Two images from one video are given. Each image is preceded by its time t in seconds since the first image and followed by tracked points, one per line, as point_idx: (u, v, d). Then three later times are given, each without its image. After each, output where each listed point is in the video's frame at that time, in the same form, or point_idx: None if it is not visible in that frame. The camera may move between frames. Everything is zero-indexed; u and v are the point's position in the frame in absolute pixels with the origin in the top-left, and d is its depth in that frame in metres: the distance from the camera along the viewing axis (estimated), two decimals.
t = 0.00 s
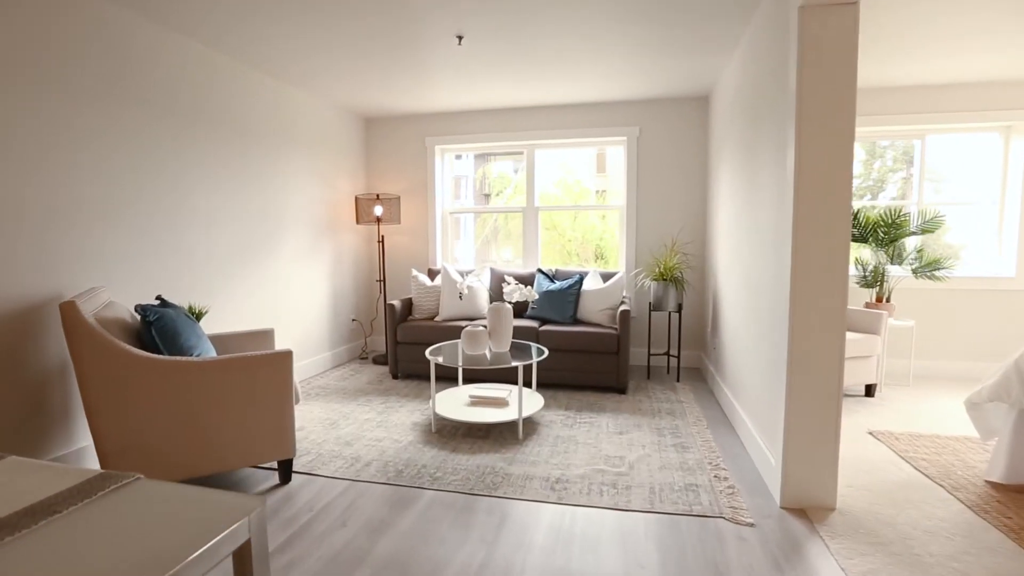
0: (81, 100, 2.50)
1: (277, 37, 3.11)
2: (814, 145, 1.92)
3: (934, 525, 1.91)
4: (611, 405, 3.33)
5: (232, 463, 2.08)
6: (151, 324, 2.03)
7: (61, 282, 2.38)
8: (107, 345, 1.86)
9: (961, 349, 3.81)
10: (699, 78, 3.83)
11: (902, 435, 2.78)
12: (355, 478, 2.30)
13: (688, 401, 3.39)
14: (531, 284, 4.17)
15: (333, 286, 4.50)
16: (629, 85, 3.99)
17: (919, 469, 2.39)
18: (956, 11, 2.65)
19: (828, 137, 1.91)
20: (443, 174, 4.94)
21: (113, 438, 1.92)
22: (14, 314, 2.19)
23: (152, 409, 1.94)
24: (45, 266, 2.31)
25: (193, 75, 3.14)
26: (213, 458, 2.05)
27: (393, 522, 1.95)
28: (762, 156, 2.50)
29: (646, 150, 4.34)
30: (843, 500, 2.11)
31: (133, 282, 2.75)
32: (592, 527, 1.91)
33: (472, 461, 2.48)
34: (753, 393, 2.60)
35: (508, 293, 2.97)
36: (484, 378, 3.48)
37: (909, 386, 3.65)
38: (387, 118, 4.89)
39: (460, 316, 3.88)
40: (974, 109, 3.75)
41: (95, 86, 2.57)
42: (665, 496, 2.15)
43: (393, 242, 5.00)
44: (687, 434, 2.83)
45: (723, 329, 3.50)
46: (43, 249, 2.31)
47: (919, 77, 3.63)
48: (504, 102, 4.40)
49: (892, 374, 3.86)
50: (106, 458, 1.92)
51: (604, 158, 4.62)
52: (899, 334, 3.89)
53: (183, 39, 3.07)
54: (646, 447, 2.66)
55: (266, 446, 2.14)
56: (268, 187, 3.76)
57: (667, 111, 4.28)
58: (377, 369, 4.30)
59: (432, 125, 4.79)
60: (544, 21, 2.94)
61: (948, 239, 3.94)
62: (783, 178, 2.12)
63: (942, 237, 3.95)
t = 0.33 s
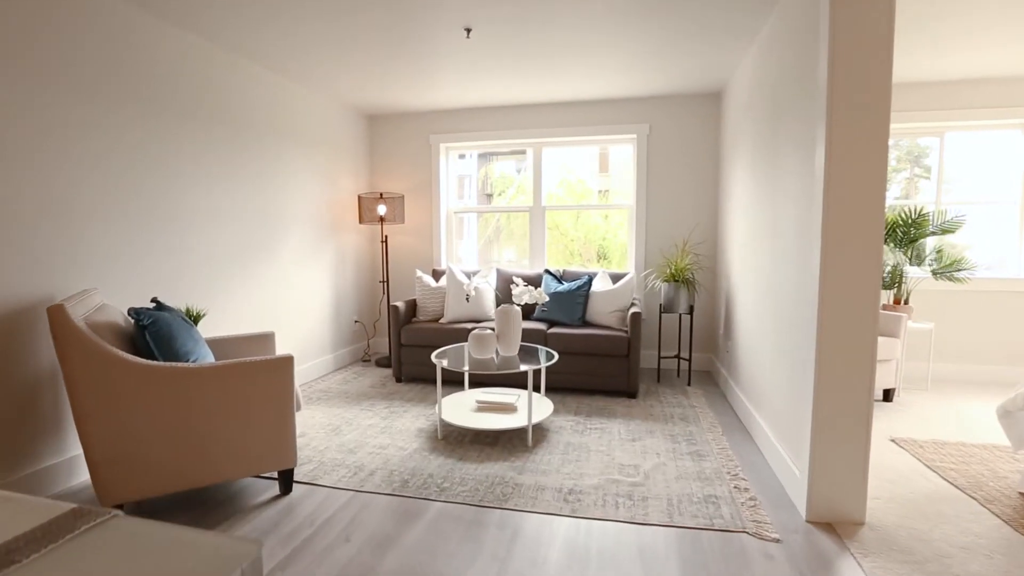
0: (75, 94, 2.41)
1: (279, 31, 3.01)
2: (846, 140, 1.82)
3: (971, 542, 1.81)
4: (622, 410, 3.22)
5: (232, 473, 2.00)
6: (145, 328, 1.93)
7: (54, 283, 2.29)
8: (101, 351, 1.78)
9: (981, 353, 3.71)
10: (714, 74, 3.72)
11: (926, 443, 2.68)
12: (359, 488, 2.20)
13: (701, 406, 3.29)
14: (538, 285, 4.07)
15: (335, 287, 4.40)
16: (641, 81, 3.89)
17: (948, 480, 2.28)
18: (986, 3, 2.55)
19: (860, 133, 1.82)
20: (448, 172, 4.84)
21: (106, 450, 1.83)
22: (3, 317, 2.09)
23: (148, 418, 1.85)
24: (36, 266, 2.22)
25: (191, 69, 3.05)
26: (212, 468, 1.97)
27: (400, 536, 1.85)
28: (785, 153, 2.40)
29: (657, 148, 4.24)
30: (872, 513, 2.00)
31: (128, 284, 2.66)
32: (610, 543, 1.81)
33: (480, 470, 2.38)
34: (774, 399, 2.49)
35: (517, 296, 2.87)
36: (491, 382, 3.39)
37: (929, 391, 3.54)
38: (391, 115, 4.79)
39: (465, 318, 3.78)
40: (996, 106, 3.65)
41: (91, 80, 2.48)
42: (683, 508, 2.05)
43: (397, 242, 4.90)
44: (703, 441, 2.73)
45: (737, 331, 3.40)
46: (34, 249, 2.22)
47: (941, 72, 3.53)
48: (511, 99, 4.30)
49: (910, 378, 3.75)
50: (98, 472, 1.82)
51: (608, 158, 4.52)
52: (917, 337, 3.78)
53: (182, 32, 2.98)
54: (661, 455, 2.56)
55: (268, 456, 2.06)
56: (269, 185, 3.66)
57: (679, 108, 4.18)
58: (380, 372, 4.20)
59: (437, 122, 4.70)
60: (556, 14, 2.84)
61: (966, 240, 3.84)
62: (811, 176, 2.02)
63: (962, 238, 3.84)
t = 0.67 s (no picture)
0: (69, 90, 2.32)
1: (279, 24, 2.91)
2: (878, 135, 1.72)
3: (1010, 560, 1.71)
4: (633, 415, 3.12)
5: (231, 486, 1.92)
6: (137, 333, 1.84)
7: (46, 285, 2.20)
8: (92, 359, 1.69)
9: (1002, 357, 3.60)
10: (728, 69, 3.61)
11: (952, 451, 2.58)
12: (363, 499, 2.10)
13: (715, 412, 3.19)
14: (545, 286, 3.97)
15: (336, 288, 4.31)
16: (651, 77, 3.79)
17: (979, 492, 2.17)
18: None
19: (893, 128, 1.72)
20: (452, 171, 4.74)
21: (97, 464, 1.73)
22: None
23: (142, 428, 1.77)
24: (26, 268, 2.12)
25: (189, 64, 2.95)
26: (210, 480, 1.89)
27: (407, 553, 1.75)
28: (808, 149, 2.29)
29: (666, 145, 4.14)
30: (903, 528, 1.90)
31: (123, 286, 2.56)
32: (628, 561, 1.71)
33: (489, 480, 2.28)
34: (795, 407, 2.39)
35: (526, 298, 2.76)
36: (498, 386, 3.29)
37: (948, 396, 3.44)
38: (394, 112, 4.69)
39: (471, 320, 3.68)
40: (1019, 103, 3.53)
41: (84, 73, 2.38)
42: (703, 522, 1.96)
43: (400, 242, 4.80)
44: (719, 449, 2.63)
45: (752, 335, 3.30)
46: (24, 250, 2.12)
47: (963, 68, 3.41)
48: (517, 96, 4.20)
49: (929, 382, 3.64)
50: (88, 487, 1.72)
51: (609, 157, 4.44)
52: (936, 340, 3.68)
53: (179, 25, 2.88)
54: (676, 464, 2.46)
55: (268, 466, 1.98)
56: (269, 184, 3.57)
57: (691, 105, 4.08)
58: (383, 375, 4.11)
59: (442, 120, 4.59)
60: (567, 6, 2.74)
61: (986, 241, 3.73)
62: (839, 174, 1.92)
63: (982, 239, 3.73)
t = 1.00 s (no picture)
0: (62, 83, 2.22)
1: (280, 16, 2.80)
2: (914, 128, 1.62)
3: None
4: (644, 421, 3.03)
5: (229, 498, 1.83)
6: (128, 338, 1.74)
7: (34, 287, 2.10)
8: (81, 366, 1.60)
9: None
10: (741, 64, 3.51)
11: (979, 460, 2.47)
12: (366, 512, 2.00)
13: (729, 417, 3.09)
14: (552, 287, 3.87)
15: (338, 289, 4.22)
16: (662, 72, 3.69)
17: (1011, 503, 2.07)
18: None
19: (929, 120, 1.62)
20: (455, 169, 4.65)
21: (86, 475, 1.64)
22: None
23: (133, 438, 1.68)
24: (14, 268, 2.03)
25: (186, 57, 2.85)
26: (208, 493, 1.79)
27: (413, 572, 1.65)
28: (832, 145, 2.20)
29: (676, 143, 4.04)
30: (936, 544, 1.80)
31: (116, 288, 2.46)
32: None
33: (497, 490, 2.18)
34: (817, 414, 2.29)
35: (535, 300, 2.67)
36: (504, 391, 3.20)
37: (969, 400, 3.33)
38: (397, 110, 4.60)
39: (477, 322, 3.59)
40: None
41: (76, 66, 2.28)
42: (725, 537, 1.86)
43: (403, 241, 4.70)
44: (735, 456, 2.53)
45: (766, 337, 3.20)
46: (12, 250, 2.02)
47: (985, 62, 3.31)
48: (522, 92, 4.10)
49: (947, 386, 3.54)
50: (78, 502, 1.63)
51: (610, 156, 4.34)
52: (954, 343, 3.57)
53: (177, 17, 2.79)
54: (692, 473, 2.36)
55: (267, 477, 1.88)
56: (269, 182, 3.48)
57: (701, 101, 3.97)
58: (386, 378, 4.01)
59: (445, 117, 4.50)
60: None
61: (1006, 241, 3.63)
62: (869, 170, 1.82)
63: (1001, 239, 3.63)
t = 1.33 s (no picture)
0: (50, 74, 2.13)
1: (278, 7, 2.70)
2: (952, 119, 1.53)
3: None
4: (655, 427, 2.93)
5: (223, 512, 1.73)
6: (116, 344, 1.64)
7: (20, 289, 2.00)
8: (64, 374, 1.50)
9: None
10: (753, 58, 3.41)
11: (1007, 469, 2.37)
12: (368, 526, 1.90)
13: (742, 423, 2.99)
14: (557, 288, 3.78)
15: (338, 290, 4.12)
16: (671, 67, 3.60)
17: None
18: None
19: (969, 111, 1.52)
20: (458, 167, 4.55)
21: (71, 489, 1.54)
22: None
23: (122, 449, 1.58)
24: None
25: (181, 50, 2.75)
26: (201, 507, 1.69)
27: None
28: (856, 141, 2.10)
29: (684, 140, 3.94)
30: (972, 561, 1.70)
31: (108, 289, 2.37)
32: None
33: (506, 501, 2.08)
34: (841, 422, 2.19)
35: (544, 302, 2.57)
36: (511, 395, 3.10)
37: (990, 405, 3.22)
38: (399, 106, 4.50)
39: (482, 325, 3.49)
40: None
41: (64, 58, 2.18)
42: (746, 553, 1.75)
43: (405, 242, 4.60)
44: (752, 465, 2.44)
45: (781, 340, 3.10)
46: None
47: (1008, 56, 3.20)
48: (527, 87, 4.00)
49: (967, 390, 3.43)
50: (63, 518, 1.54)
51: (612, 156, 4.25)
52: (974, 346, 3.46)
53: (172, 9, 2.69)
54: (708, 483, 2.26)
55: (263, 490, 1.78)
56: (267, 180, 3.38)
57: (711, 97, 3.88)
58: (388, 382, 3.92)
59: (448, 114, 4.40)
60: None
61: None
62: (900, 166, 1.72)
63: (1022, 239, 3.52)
